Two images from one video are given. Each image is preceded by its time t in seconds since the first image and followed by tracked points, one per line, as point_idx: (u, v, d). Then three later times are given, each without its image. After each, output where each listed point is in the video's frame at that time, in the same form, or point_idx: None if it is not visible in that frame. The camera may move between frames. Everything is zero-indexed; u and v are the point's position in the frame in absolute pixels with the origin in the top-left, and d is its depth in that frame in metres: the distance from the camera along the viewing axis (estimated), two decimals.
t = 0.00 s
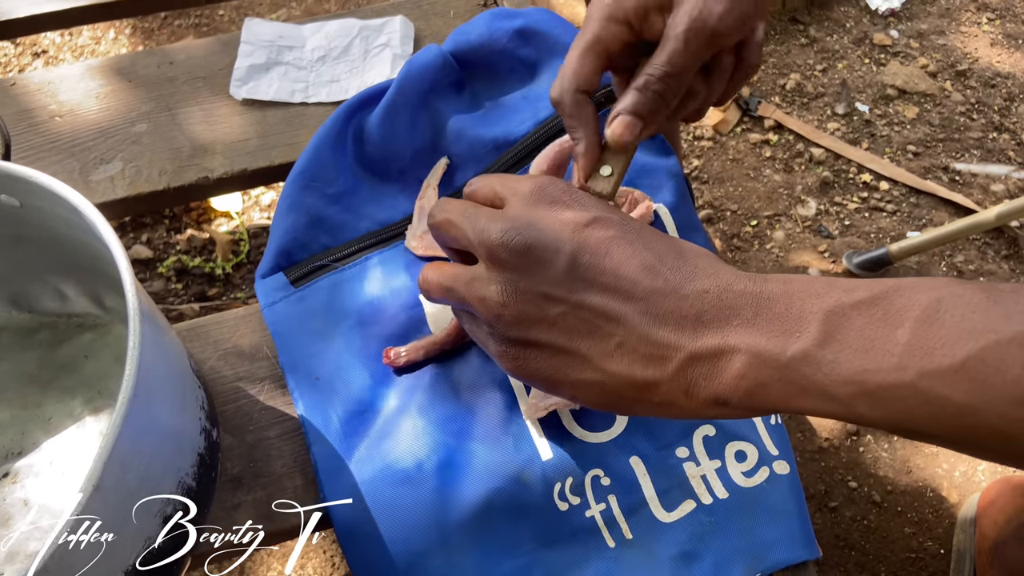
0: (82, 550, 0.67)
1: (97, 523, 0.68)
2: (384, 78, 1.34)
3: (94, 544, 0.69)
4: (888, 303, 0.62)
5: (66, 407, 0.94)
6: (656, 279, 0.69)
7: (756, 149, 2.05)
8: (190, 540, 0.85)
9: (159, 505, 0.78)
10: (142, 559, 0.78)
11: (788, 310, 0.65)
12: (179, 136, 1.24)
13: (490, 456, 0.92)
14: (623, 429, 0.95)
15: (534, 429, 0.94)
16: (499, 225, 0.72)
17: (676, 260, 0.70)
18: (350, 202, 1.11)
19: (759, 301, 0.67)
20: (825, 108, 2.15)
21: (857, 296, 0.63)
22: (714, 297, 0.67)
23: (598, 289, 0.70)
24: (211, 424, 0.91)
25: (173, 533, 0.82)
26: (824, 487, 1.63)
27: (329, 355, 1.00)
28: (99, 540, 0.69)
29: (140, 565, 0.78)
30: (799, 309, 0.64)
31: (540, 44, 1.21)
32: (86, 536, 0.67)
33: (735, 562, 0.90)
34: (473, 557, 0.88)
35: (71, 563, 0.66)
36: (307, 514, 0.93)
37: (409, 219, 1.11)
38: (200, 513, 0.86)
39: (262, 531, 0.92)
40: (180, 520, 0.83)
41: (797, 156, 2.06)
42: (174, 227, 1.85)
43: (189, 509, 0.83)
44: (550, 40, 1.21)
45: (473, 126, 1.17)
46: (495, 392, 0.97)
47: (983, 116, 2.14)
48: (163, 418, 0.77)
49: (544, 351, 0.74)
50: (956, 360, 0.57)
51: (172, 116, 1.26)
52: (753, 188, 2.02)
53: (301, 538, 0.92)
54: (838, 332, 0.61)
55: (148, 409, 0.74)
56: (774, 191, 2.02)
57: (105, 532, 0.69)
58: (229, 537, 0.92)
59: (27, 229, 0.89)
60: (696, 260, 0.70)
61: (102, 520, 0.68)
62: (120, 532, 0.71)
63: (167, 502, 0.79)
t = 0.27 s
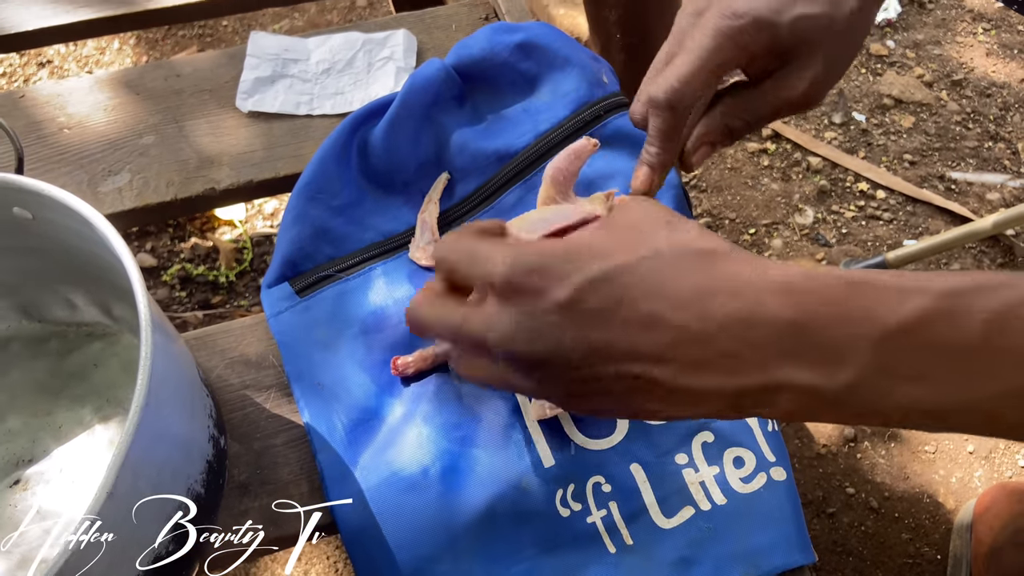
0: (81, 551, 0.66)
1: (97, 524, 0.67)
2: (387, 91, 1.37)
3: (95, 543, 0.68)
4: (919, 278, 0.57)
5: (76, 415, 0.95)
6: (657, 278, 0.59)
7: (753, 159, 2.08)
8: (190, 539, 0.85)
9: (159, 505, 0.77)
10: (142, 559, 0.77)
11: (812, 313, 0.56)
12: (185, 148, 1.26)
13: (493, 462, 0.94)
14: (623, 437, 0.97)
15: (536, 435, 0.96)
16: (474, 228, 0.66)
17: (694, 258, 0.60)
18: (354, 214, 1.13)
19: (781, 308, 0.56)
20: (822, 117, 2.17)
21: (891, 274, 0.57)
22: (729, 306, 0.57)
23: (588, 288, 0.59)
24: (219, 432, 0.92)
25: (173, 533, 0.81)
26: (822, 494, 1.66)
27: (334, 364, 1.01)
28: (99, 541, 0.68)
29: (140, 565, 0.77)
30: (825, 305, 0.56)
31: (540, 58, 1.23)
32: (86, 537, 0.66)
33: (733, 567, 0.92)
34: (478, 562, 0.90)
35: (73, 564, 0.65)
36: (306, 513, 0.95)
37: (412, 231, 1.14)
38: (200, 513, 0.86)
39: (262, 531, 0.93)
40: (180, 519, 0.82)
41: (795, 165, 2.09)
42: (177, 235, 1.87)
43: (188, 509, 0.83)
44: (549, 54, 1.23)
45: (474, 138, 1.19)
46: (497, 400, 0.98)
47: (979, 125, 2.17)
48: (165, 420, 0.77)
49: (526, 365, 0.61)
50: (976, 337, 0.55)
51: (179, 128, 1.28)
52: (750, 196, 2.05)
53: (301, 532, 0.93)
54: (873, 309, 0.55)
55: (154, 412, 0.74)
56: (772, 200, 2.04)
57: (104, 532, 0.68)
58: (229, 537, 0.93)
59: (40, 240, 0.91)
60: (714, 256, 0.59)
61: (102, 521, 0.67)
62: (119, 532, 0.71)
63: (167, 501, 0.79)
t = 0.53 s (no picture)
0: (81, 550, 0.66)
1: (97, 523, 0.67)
2: (389, 101, 1.39)
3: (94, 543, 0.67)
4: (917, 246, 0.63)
5: (84, 421, 0.97)
6: (670, 308, 0.71)
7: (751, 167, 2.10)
8: (189, 539, 0.85)
9: (159, 506, 0.77)
10: (142, 558, 0.77)
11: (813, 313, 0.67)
12: (190, 157, 1.28)
13: (495, 467, 0.96)
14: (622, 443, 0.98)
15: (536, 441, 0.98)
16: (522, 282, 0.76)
17: (696, 273, 0.72)
18: (356, 223, 1.15)
19: (780, 304, 0.67)
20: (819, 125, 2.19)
21: (891, 233, 0.64)
22: (744, 317, 0.68)
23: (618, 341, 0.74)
24: (224, 437, 0.94)
25: (173, 533, 0.81)
26: (820, 499, 1.69)
27: (337, 372, 1.03)
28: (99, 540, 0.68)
29: (139, 565, 0.78)
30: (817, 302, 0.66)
31: (540, 70, 1.26)
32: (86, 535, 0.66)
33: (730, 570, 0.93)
34: (480, 567, 0.91)
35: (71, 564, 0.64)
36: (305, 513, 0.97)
37: (414, 240, 1.15)
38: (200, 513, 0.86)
39: (262, 531, 0.95)
40: (180, 519, 0.82)
41: (792, 173, 2.11)
42: (180, 242, 1.89)
43: (188, 509, 0.83)
44: (549, 65, 1.25)
45: (474, 149, 1.21)
46: (498, 407, 1.01)
47: (974, 133, 2.19)
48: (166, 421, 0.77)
49: (617, 421, 0.77)
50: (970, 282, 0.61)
51: (185, 138, 1.30)
52: (748, 204, 2.07)
53: (302, 535, 0.94)
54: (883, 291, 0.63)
55: (157, 412, 0.74)
56: (770, 208, 2.06)
57: (105, 532, 0.68)
58: (229, 537, 0.94)
59: (48, 249, 0.93)
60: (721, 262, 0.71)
61: (102, 519, 0.67)
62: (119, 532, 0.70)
63: (167, 501, 0.78)
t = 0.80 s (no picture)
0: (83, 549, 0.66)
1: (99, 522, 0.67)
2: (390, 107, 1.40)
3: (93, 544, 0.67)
4: (881, 179, 0.64)
5: (86, 423, 0.98)
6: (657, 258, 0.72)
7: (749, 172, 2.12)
8: (189, 539, 0.85)
9: (158, 506, 0.77)
10: (143, 557, 0.78)
11: (798, 252, 0.67)
12: (192, 162, 1.29)
13: (494, 469, 0.97)
14: (620, 446, 0.99)
15: (535, 444, 0.99)
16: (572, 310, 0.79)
17: (675, 228, 0.73)
18: (357, 227, 1.16)
19: (760, 242, 0.68)
20: (817, 131, 2.21)
21: (851, 169, 0.66)
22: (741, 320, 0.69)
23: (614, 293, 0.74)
24: (226, 440, 0.95)
25: (172, 533, 0.81)
26: (817, 502, 1.69)
27: (338, 375, 1.04)
28: (99, 540, 0.68)
29: (140, 564, 0.78)
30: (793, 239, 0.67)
31: (539, 76, 1.27)
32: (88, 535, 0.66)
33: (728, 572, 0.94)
34: (480, 569, 0.92)
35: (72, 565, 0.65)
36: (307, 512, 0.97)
37: (413, 244, 1.16)
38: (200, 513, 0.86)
39: (261, 531, 0.96)
40: (180, 520, 0.82)
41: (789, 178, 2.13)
42: (181, 247, 1.90)
43: (188, 510, 0.83)
44: (548, 72, 1.27)
45: (474, 154, 1.22)
46: (497, 410, 1.02)
47: (971, 139, 2.20)
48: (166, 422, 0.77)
49: (620, 374, 0.75)
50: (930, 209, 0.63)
51: (187, 143, 1.31)
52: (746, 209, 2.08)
53: (301, 536, 0.95)
54: (853, 226, 0.65)
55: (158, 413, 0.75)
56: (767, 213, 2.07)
57: (106, 531, 0.69)
58: (229, 536, 0.94)
59: (53, 253, 0.94)
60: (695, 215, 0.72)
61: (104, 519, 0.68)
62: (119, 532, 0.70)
63: (166, 502, 0.79)
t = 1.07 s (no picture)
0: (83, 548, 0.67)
1: (98, 523, 0.68)
2: (387, 111, 1.40)
3: (94, 543, 0.68)
4: (923, 191, 0.63)
5: (83, 427, 0.98)
6: (701, 274, 0.72)
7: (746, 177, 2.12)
8: (188, 541, 0.86)
9: (157, 506, 0.78)
10: (142, 558, 0.78)
11: (842, 263, 0.68)
12: (190, 167, 1.29)
13: (491, 473, 0.97)
14: (617, 449, 0.99)
15: (532, 448, 0.99)
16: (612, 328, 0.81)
17: (715, 241, 0.73)
18: (354, 232, 1.16)
19: (805, 257, 0.68)
20: (813, 136, 2.22)
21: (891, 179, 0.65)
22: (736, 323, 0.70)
23: (658, 307, 0.76)
24: (223, 443, 0.95)
25: (172, 534, 0.82)
26: (813, 506, 1.70)
27: (335, 380, 1.04)
28: (99, 540, 0.69)
29: (140, 565, 0.79)
30: (834, 251, 0.68)
31: (536, 81, 1.28)
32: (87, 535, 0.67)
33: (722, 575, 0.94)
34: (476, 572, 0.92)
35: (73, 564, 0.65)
36: (306, 513, 0.98)
37: (410, 248, 1.17)
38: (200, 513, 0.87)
39: (262, 531, 0.96)
40: (180, 520, 0.83)
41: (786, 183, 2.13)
42: (179, 251, 1.91)
43: (188, 510, 0.84)
44: (545, 77, 1.27)
45: (471, 159, 1.23)
46: (494, 414, 1.02)
47: (967, 144, 2.21)
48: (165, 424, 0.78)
49: (669, 383, 0.79)
50: (973, 218, 0.62)
51: (185, 147, 1.31)
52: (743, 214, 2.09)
53: (299, 539, 0.95)
54: (890, 238, 0.65)
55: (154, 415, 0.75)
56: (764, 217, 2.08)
57: (106, 531, 0.69)
58: (229, 537, 0.95)
59: (50, 257, 0.94)
60: (732, 231, 0.72)
61: (103, 520, 0.68)
62: (120, 532, 0.71)
63: (165, 502, 0.80)
